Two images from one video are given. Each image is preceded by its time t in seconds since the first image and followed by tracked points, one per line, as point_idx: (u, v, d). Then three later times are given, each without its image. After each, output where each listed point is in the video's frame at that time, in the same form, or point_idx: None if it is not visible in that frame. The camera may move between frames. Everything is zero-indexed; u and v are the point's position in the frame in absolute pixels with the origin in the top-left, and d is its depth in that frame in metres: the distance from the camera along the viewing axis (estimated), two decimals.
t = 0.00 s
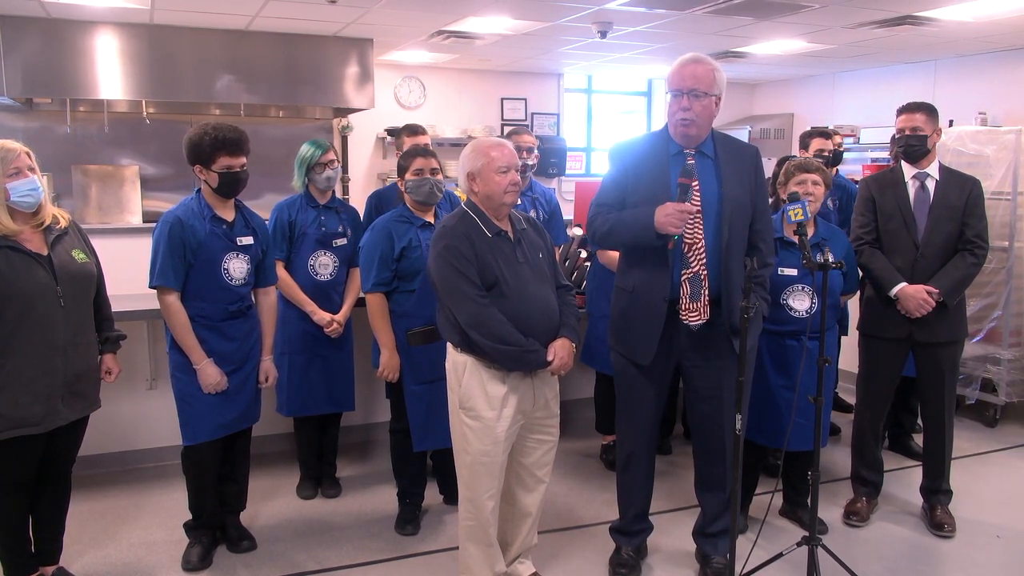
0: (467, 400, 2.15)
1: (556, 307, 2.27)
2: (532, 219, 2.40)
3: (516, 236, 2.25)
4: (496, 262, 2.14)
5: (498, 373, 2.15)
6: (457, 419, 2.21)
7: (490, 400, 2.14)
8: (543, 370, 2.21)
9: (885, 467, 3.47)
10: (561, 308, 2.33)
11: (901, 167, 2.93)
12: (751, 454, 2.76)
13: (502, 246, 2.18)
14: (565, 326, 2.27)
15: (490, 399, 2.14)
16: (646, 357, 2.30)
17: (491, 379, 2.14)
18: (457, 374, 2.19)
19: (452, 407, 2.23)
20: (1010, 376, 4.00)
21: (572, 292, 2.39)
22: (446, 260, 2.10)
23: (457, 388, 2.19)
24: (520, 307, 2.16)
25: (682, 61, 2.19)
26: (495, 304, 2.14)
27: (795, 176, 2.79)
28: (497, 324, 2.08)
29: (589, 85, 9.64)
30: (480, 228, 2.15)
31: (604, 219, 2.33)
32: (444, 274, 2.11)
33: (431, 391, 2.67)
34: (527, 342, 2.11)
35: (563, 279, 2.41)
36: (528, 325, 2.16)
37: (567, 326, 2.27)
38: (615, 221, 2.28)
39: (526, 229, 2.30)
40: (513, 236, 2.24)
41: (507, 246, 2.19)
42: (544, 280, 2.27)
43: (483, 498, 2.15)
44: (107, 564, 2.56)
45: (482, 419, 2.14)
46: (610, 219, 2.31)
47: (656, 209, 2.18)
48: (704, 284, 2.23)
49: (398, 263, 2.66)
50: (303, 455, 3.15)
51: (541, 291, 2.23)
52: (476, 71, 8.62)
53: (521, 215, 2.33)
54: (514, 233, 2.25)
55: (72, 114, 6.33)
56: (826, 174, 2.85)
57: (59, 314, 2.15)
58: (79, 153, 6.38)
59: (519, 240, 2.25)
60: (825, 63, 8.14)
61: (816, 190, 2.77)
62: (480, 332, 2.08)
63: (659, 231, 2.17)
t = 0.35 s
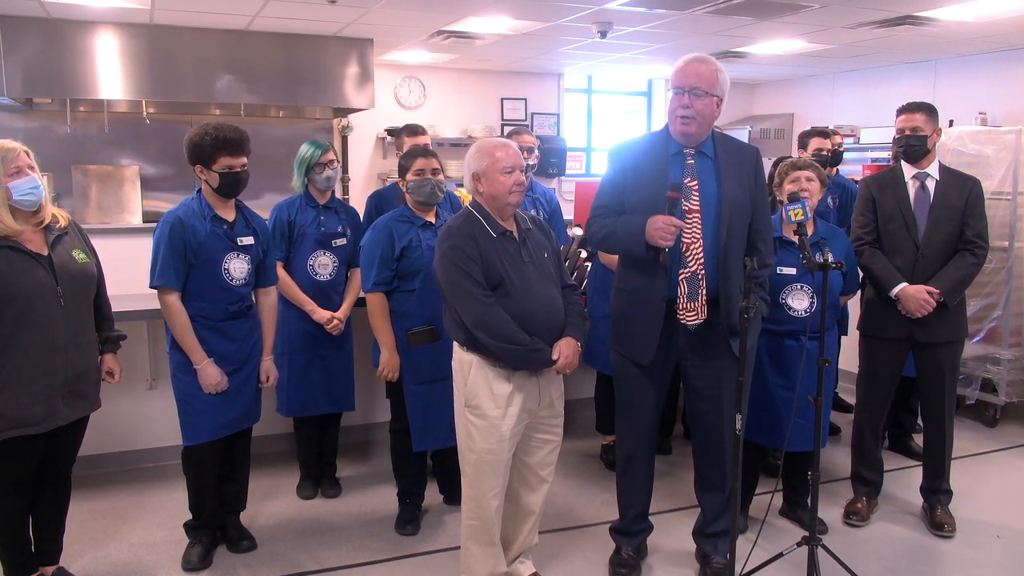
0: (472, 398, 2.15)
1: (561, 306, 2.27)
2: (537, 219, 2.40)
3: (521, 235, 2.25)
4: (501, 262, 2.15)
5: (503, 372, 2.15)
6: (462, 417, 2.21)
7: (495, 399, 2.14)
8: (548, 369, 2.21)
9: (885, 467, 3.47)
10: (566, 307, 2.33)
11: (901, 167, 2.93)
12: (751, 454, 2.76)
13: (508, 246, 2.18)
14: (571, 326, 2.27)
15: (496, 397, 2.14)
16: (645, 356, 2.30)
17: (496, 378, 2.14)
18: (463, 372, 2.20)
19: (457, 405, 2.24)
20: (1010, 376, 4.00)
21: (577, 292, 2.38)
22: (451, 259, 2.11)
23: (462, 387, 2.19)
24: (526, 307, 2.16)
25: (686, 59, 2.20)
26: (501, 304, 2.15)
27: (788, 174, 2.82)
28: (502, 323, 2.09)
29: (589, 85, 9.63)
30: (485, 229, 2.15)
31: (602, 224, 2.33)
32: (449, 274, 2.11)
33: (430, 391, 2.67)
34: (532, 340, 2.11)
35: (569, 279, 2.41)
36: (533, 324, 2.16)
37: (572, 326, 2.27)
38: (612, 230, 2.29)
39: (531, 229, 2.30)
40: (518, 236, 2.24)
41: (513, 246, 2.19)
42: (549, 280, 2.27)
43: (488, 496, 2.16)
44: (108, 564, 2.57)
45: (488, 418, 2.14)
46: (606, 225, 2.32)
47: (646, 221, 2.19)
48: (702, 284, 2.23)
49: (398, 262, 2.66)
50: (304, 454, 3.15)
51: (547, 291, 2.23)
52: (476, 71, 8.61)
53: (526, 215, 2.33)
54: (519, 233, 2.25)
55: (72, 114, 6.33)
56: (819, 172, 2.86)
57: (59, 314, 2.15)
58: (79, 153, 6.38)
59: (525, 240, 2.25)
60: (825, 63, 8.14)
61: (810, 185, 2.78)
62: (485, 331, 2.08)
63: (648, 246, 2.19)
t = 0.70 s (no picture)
0: (475, 397, 2.15)
1: (564, 306, 2.26)
2: (541, 218, 2.39)
3: (525, 235, 2.25)
4: (504, 262, 2.14)
5: (504, 371, 2.15)
6: (464, 416, 2.21)
7: (496, 396, 2.14)
8: (550, 369, 2.21)
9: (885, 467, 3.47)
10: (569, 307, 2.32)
11: (901, 167, 2.93)
12: (751, 454, 2.76)
13: (510, 246, 2.18)
14: (573, 326, 2.26)
15: (497, 395, 2.14)
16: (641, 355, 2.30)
17: (498, 376, 2.14)
18: (465, 371, 2.19)
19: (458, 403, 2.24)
20: (1010, 376, 4.00)
21: (581, 291, 2.38)
22: (453, 258, 2.11)
23: (464, 385, 2.19)
24: (528, 307, 2.16)
25: (682, 60, 2.21)
26: (502, 303, 2.15)
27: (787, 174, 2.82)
28: (503, 322, 2.08)
29: (589, 85, 9.63)
30: (489, 229, 2.15)
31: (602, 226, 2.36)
32: (451, 273, 2.12)
33: (430, 391, 2.67)
34: (533, 340, 2.10)
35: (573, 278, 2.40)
36: (535, 324, 2.16)
37: (574, 325, 2.26)
38: (610, 232, 2.32)
39: (535, 229, 2.29)
40: (521, 236, 2.24)
41: (515, 246, 2.19)
42: (551, 279, 2.27)
43: (488, 494, 2.16)
44: (108, 564, 2.57)
45: (489, 415, 2.14)
46: (606, 227, 2.34)
47: (641, 229, 2.23)
48: (690, 283, 2.22)
49: (399, 262, 2.66)
50: (303, 455, 3.15)
51: (549, 291, 2.22)
52: (476, 71, 8.61)
53: (530, 215, 2.32)
54: (522, 233, 2.25)
55: (72, 114, 6.33)
56: (819, 172, 2.85)
57: (59, 313, 2.15)
58: (79, 153, 6.38)
59: (528, 240, 2.25)
60: (826, 63, 8.14)
61: (809, 185, 2.78)
62: (487, 329, 2.08)
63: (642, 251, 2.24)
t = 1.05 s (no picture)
0: (475, 395, 2.15)
1: (564, 306, 2.26)
2: (543, 218, 2.40)
3: (526, 236, 2.24)
4: (504, 262, 2.14)
5: (505, 370, 2.15)
6: (464, 414, 2.21)
7: (496, 396, 2.14)
8: (550, 368, 2.21)
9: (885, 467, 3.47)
10: (569, 307, 2.32)
11: (900, 167, 2.93)
12: (751, 454, 2.76)
13: (511, 246, 2.18)
14: (573, 326, 2.26)
15: (497, 395, 2.14)
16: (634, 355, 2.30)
17: (499, 375, 2.15)
18: (466, 370, 2.19)
19: (458, 402, 2.24)
20: (1010, 376, 4.00)
21: (581, 291, 2.38)
22: (454, 258, 2.11)
23: (465, 383, 2.19)
24: (528, 307, 2.16)
25: (675, 61, 2.23)
26: (502, 304, 2.15)
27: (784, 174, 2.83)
28: (503, 322, 2.08)
29: (589, 85, 9.63)
30: (490, 229, 2.15)
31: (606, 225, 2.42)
32: (452, 273, 2.12)
33: (430, 391, 2.67)
34: (533, 340, 2.10)
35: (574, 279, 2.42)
36: (535, 324, 2.16)
37: (574, 325, 2.26)
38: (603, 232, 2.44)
39: (535, 229, 2.29)
40: (522, 236, 2.24)
41: (516, 246, 2.19)
42: (551, 278, 2.26)
43: (488, 493, 2.16)
44: (108, 564, 2.56)
45: (489, 414, 2.14)
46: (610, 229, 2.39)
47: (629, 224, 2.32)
48: (669, 282, 2.26)
49: (400, 262, 2.66)
50: (303, 455, 3.15)
51: (549, 291, 2.22)
52: (476, 71, 8.61)
53: (531, 215, 2.32)
54: (523, 233, 2.25)
55: (72, 114, 6.33)
56: (816, 171, 2.87)
57: (59, 313, 2.15)
58: (79, 153, 6.38)
59: (529, 240, 2.25)
60: (826, 63, 8.13)
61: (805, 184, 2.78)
62: (488, 329, 2.08)
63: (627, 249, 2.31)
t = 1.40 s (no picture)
0: (474, 394, 2.16)
1: (563, 305, 2.26)
2: (543, 217, 2.39)
3: (526, 236, 2.24)
4: (503, 262, 2.14)
5: (504, 370, 2.15)
6: (464, 413, 2.21)
7: (495, 395, 2.14)
8: (550, 369, 2.21)
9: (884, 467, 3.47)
10: (569, 306, 2.32)
11: (897, 167, 2.93)
12: (751, 454, 2.76)
13: (511, 246, 2.18)
14: (573, 326, 2.25)
15: (496, 394, 2.14)
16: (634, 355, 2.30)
17: (498, 375, 2.15)
18: (466, 368, 2.20)
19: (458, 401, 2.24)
20: (1010, 376, 4.00)
21: (582, 291, 2.38)
22: (453, 258, 2.12)
23: (465, 382, 2.19)
24: (526, 307, 2.15)
25: (678, 61, 2.22)
26: (501, 304, 2.15)
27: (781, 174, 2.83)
28: (501, 322, 2.09)
29: (589, 85, 9.63)
30: (490, 230, 2.16)
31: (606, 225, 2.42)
32: (451, 273, 2.12)
33: (431, 391, 2.67)
34: (531, 340, 2.10)
35: (574, 279, 2.41)
36: (534, 324, 2.16)
37: (573, 326, 2.25)
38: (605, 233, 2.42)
39: (536, 229, 2.29)
40: (522, 236, 2.24)
41: (515, 246, 2.19)
42: (551, 279, 2.26)
43: (487, 492, 2.16)
44: (108, 564, 2.56)
45: (488, 414, 2.14)
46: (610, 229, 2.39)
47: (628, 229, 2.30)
48: (671, 283, 2.26)
49: (401, 262, 2.66)
50: (304, 455, 3.15)
51: (549, 291, 2.22)
52: (476, 71, 8.61)
53: (531, 215, 2.32)
54: (523, 233, 2.24)
55: (72, 114, 6.33)
56: (814, 170, 2.88)
57: (59, 313, 2.15)
58: (79, 153, 6.38)
59: (529, 240, 2.25)
60: (826, 63, 8.14)
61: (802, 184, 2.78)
62: (486, 329, 2.08)
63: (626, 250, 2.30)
